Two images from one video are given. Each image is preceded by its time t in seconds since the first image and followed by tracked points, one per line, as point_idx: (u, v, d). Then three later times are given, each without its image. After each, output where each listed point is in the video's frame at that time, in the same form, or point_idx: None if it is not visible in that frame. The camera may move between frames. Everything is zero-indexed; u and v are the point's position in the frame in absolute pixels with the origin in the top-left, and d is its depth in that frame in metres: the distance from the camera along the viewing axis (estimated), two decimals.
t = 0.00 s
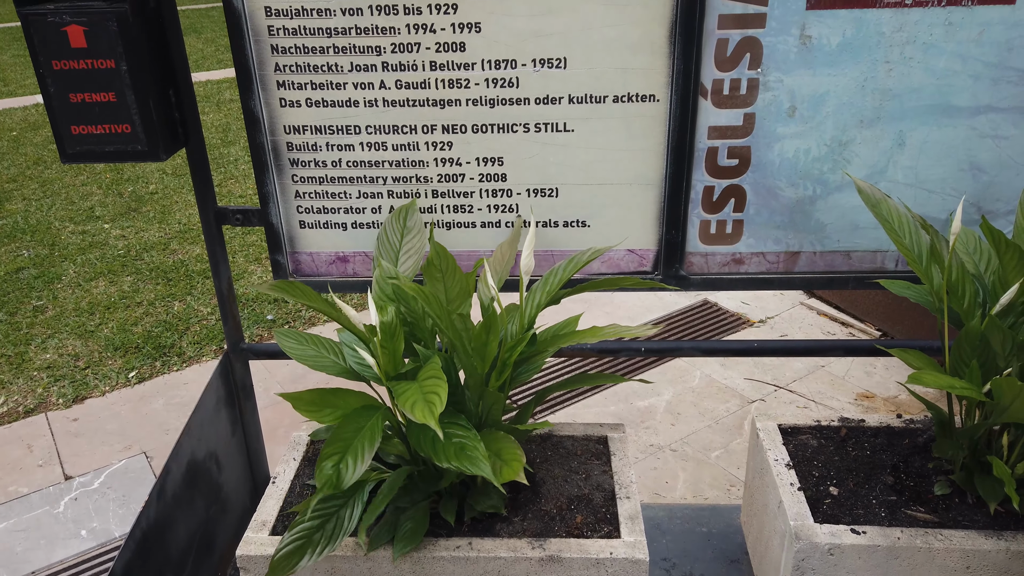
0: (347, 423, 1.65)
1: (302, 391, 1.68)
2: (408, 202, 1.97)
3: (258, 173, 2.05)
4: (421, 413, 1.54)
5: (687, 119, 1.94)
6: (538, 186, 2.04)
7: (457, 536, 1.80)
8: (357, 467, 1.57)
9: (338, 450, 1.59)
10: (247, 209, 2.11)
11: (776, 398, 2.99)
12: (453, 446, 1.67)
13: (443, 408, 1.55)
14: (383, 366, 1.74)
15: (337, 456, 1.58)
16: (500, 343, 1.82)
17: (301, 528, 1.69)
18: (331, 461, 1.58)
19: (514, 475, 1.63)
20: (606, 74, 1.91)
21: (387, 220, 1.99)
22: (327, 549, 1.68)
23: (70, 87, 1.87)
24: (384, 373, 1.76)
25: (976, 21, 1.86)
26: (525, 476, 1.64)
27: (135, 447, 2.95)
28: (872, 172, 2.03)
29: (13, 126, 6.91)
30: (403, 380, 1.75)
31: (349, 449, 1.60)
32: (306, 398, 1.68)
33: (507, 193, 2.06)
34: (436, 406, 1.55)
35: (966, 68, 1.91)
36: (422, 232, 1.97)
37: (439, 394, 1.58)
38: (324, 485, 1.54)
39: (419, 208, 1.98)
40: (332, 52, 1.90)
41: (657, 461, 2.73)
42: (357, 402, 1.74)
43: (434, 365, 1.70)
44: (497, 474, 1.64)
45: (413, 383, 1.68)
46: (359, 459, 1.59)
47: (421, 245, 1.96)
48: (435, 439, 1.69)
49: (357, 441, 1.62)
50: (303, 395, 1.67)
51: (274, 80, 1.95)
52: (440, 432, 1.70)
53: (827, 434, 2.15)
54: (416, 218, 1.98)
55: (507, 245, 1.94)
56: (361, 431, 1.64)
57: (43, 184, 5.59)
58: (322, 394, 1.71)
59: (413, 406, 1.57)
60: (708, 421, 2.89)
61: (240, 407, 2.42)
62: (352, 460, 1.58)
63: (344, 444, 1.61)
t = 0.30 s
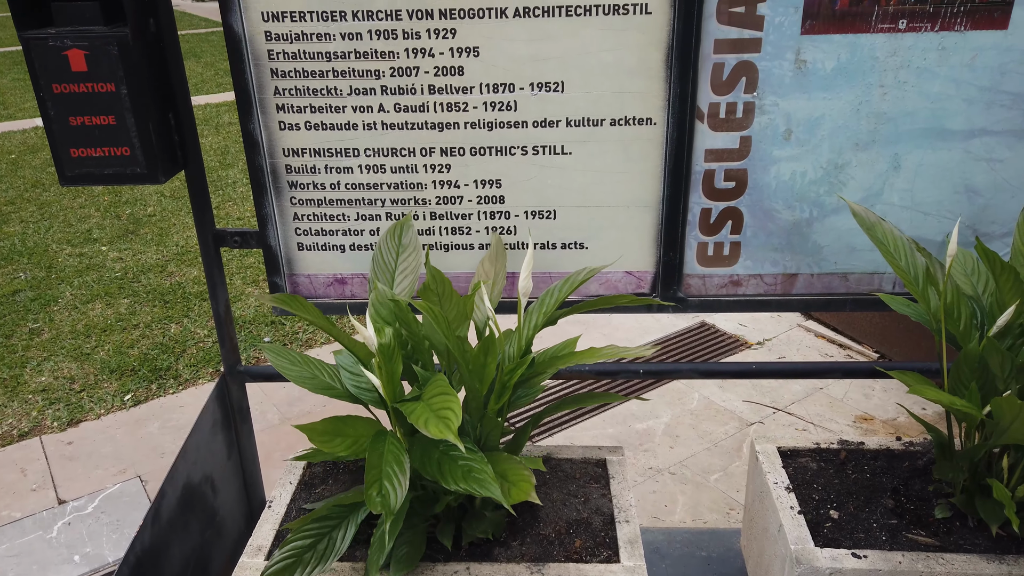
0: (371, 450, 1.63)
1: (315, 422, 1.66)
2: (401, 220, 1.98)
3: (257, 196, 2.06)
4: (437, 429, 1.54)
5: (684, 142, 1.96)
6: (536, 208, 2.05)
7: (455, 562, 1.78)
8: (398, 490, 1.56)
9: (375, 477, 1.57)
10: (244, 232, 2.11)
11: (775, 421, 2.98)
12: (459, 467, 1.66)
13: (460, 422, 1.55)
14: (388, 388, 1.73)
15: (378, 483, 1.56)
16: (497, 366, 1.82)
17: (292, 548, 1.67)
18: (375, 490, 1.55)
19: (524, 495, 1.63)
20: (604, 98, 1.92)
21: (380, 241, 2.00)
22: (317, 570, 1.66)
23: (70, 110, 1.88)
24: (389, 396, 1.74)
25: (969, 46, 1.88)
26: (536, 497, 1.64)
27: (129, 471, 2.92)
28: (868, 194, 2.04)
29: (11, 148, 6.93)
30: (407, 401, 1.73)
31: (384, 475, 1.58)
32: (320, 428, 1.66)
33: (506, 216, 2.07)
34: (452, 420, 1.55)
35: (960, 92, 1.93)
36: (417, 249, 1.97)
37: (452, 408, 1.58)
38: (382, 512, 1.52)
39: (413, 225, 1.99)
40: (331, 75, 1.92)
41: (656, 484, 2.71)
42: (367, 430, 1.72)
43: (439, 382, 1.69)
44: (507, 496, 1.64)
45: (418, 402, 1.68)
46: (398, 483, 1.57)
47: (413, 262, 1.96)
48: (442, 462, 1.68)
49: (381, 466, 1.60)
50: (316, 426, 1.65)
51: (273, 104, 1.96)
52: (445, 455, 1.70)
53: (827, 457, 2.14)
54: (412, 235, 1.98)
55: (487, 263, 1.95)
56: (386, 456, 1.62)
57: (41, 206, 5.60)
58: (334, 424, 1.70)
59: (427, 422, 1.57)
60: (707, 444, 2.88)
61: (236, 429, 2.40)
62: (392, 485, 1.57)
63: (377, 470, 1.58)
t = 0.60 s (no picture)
0: (347, 476, 1.63)
1: (302, 446, 1.65)
2: (401, 241, 1.99)
3: (254, 220, 2.06)
4: (425, 454, 1.53)
5: (679, 166, 1.97)
6: (533, 231, 2.06)
7: None
8: (361, 521, 1.54)
9: (342, 504, 1.56)
10: (242, 255, 2.11)
11: (773, 445, 2.97)
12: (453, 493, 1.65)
13: (448, 447, 1.54)
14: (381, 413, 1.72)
15: (342, 512, 1.55)
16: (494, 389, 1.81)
17: None
18: (336, 519, 1.54)
19: (517, 521, 1.61)
20: (600, 123, 1.94)
21: (378, 263, 2.00)
22: None
23: (68, 135, 1.89)
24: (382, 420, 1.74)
25: (960, 72, 1.90)
26: (528, 523, 1.62)
27: (123, 497, 2.89)
28: (863, 218, 2.05)
29: (8, 173, 6.95)
30: (401, 426, 1.73)
31: (352, 502, 1.57)
32: (307, 452, 1.65)
33: (502, 239, 2.07)
34: (441, 445, 1.54)
35: (953, 117, 1.95)
36: (415, 273, 1.97)
37: (441, 434, 1.57)
38: (333, 544, 1.50)
39: (412, 247, 1.99)
40: (329, 100, 1.93)
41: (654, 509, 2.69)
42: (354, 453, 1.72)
43: (432, 407, 1.69)
44: (498, 521, 1.62)
45: (412, 426, 1.67)
46: (363, 513, 1.55)
47: (411, 286, 1.96)
48: (436, 484, 1.67)
49: (358, 492, 1.59)
50: (303, 450, 1.65)
51: (271, 128, 1.97)
52: (440, 478, 1.68)
53: (826, 481, 2.13)
54: (410, 258, 1.99)
55: (487, 285, 1.94)
56: (362, 483, 1.61)
57: (38, 230, 5.60)
58: (321, 448, 1.69)
59: (416, 448, 1.56)
60: (705, 468, 2.86)
61: (231, 454, 2.39)
62: (357, 514, 1.55)
63: (347, 498, 1.58)
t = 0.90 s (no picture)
0: (335, 490, 1.61)
1: (278, 464, 1.65)
2: (379, 268, 1.97)
3: (251, 242, 2.06)
4: (402, 461, 1.53)
5: (675, 188, 1.98)
6: (530, 253, 2.06)
7: None
8: (351, 533, 1.53)
9: (330, 517, 1.56)
10: (238, 278, 2.11)
11: (772, 468, 2.95)
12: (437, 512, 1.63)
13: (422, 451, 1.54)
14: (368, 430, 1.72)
15: (330, 524, 1.55)
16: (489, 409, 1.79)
17: None
18: (325, 529, 1.54)
19: (494, 540, 1.58)
20: (596, 145, 1.95)
21: (362, 289, 1.99)
22: None
23: (66, 158, 1.90)
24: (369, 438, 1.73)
25: (953, 96, 1.92)
26: (504, 543, 1.58)
27: (115, 521, 2.86)
28: (858, 240, 2.06)
29: (6, 195, 6.96)
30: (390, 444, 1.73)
31: (342, 515, 1.56)
32: (282, 471, 1.65)
33: (499, 261, 2.07)
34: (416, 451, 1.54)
35: (946, 140, 1.96)
36: (399, 295, 1.97)
37: (419, 440, 1.58)
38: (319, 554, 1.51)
39: (392, 272, 1.97)
40: (327, 123, 1.94)
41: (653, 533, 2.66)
42: (338, 473, 1.71)
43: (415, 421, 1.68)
44: (475, 541, 1.59)
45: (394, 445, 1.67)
46: (352, 526, 1.55)
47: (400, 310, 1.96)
48: (420, 504, 1.65)
49: (342, 507, 1.58)
50: (279, 468, 1.64)
51: (270, 151, 1.98)
52: (426, 497, 1.67)
53: (825, 504, 2.11)
54: (392, 281, 1.98)
55: (476, 302, 1.92)
56: (351, 498, 1.60)
57: (35, 253, 5.60)
58: (299, 466, 1.68)
59: (394, 457, 1.56)
60: (703, 491, 2.84)
61: (226, 478, 2.36)
62: (346, 527, 1.54)
63: (335, 511, 1.57)
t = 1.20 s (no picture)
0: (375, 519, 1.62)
1: (313, 488, 1.60)
2: (393, 285, 1.97)
3: (249, 264, 2.07)
4: (435, 491, 1.52)
5: (673, 211, 1.99)
6: (528, 274, 2.07)
7: None
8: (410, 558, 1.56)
9: (383, 545, 1.57)
10: (236, 299, 2.10)
11: (771, 491, 2.93)
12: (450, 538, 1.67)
13: (458, 483, 1.53)
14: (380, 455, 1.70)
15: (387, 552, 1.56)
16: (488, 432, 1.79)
17: None
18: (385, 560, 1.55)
19: (518, 570, 1.61)
20: (594, 168, 1.96)
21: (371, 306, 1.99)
22: None
23: (65, 180, 1.90)
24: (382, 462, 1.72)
25: (946, 119, 1.94)
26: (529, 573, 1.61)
27: (108, 546, 2.83)
28: (855, 262, 2.06)
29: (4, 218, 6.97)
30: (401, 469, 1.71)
31: (392, 543, 1.58)
32: (318, 496, 1.60)
33: (497, 282, 2.08)
34: (450, 481, 1.54)
35: (941, 163, 1.98)
36: (409, 314, 1.97)
37: (450, 469, 1.56)
38: None
39: (403, 288, 1.97)
40: (326, 146, 1.96)
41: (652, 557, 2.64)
42: (359, 498, 1.68)
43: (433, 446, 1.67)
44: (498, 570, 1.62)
45: (414, 467, 1.66)
46: (408, 552, 1.58)
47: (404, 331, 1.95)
48: (432, 536, 1.68)
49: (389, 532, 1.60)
50: (316, 493, 1.60)
51: (268, 173, 1.99)
52: (437, 526, 1.71)
53: (825, 527, 2.09)
54: (404, 299, 1.98)
55: (465, 318, 1.92)
56: (391, 526, 1.62)
57: (32, 275, 5.59)
58: (332, 491, 1.64)
59: (424, 486, 1.55)
60: (702, 515, 2.82)
61: (221, 501, 2.35)
62: (402, 554, 1.57)
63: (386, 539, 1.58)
